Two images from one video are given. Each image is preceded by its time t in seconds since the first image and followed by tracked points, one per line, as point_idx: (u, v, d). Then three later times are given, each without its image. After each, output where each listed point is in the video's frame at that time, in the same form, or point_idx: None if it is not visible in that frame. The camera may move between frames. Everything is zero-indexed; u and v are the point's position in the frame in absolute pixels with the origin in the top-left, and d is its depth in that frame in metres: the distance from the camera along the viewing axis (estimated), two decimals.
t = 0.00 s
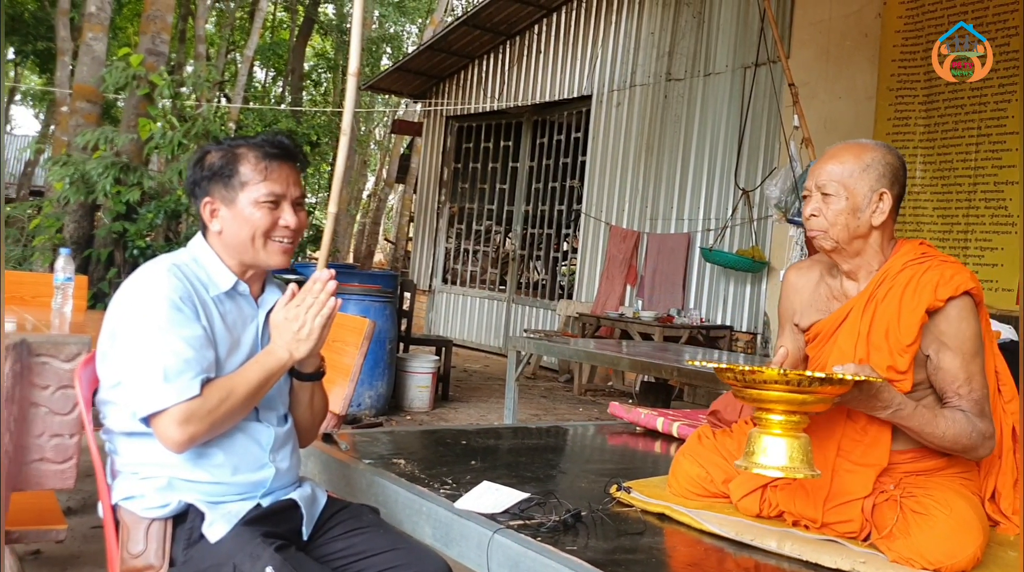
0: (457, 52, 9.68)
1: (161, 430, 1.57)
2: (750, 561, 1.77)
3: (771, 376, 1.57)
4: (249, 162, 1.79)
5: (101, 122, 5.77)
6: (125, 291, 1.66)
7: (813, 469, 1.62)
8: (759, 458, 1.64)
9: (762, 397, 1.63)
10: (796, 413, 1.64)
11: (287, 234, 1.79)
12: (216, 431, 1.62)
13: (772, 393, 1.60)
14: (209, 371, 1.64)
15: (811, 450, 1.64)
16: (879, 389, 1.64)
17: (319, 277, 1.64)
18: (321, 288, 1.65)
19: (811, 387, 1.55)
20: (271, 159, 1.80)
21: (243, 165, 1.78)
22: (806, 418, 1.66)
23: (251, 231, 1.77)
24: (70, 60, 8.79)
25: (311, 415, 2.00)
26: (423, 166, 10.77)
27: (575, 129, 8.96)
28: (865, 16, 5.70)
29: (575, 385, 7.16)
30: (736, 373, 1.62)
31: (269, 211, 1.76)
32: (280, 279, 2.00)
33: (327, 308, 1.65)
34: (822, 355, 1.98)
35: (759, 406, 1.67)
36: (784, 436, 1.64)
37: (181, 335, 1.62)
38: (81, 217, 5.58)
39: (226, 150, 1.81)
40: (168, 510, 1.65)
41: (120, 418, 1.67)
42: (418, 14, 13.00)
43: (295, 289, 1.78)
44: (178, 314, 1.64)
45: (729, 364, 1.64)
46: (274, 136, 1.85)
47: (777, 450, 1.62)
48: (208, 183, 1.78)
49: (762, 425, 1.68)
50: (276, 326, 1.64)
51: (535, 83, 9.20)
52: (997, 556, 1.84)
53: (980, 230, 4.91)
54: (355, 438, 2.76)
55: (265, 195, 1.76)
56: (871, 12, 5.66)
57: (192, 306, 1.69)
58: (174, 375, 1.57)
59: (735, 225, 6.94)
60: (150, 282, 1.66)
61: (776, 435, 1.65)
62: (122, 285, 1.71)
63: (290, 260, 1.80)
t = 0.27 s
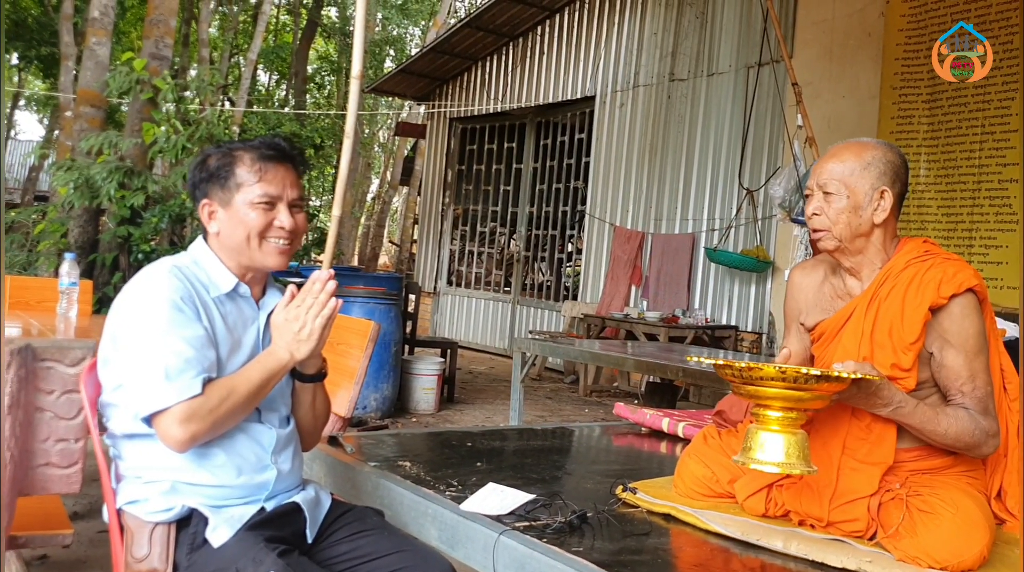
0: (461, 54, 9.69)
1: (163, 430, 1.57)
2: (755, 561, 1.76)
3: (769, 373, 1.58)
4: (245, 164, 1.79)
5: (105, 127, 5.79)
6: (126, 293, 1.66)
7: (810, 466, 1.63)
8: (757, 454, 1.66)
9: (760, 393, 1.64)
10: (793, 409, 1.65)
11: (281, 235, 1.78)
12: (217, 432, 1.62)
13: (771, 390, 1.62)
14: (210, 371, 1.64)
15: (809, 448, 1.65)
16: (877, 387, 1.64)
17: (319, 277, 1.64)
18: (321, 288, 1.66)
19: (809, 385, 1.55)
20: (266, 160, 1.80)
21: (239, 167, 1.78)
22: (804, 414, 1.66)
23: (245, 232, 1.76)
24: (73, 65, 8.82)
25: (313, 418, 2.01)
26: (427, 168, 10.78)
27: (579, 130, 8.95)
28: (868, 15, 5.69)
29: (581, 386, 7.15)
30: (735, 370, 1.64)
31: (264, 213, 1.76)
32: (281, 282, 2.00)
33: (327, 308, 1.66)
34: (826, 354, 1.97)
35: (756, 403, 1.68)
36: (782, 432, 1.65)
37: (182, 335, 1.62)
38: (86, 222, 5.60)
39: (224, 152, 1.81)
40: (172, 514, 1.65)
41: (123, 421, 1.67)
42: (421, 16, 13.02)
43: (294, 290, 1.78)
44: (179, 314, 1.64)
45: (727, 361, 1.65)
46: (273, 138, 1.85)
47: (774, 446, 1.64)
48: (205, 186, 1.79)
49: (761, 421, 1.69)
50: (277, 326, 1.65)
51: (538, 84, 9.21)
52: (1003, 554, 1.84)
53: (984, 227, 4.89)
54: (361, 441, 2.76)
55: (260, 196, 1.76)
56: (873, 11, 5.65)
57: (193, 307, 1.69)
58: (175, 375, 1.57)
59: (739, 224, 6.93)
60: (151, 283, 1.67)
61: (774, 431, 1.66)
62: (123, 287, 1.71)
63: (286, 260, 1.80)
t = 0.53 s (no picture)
0: (460, 55, 9.70)
1: (164, 436, 1.57)
2: (755, 560, 1.76)
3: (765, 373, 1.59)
4: (241, 166, 1.79)
5: (104, 130, 5.80)
6: (130, 297, 1.66)
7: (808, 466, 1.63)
8: (755, 454, 1.65)
9: (758, 394, 1.64)
10: (791, 410, 1.66)
11: (273, 236, 1.77)
12: (218, 439, 1.62)
13: (767, 390, 1.62)
14: (213, 378, 1.64)
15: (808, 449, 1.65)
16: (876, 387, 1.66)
17: (327, 286, 1.64)
18: (328, 296, 1.65)
19: (807, 384, 1.57)
20: (262, 162, 1.80)
21: (235, 170, 1.79)
22: (802, 415, 1.67)
23: (238, 235, 1.77)
24: (72, 68, 8.82)
25: (316, 423, 2.01)
26: (427, 169, 10.78)
27: (579, 130, 8.95)
28: (867, 13, 5.68)
29: (582, 386, 7.15)
30: (733, 370, 1.65)
31: (258, 214, 1.76)
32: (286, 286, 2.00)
33: (334, 317, 1.66)
34: (826, 354, 1.97)
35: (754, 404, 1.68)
36: (780, 433, 1.65)
37: (187, 341, 1.62)
38: (85, 225, 5.61)
39: (223, 156, 1.81)
40: (171, 519, 1.65)
41: (123, 425, 1.68)
42: (421, 18, 13.03)
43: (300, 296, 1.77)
44: (184, 320, 1.64)
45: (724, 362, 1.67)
46: (274, 141, 1.85)
47: (772, 447, 1.63)
48: (207, 192, 1.81)
49: (759, 422, 1.69)
50: (282, 333, 1.65)
51: (538, 85, 9.21)
52: (1002, 552, 1.84)
53: (983, 225, 4.89)
54: (361, 443, 2.76)
55: (252, 199, 1.76)
56: (871, 11, 5.66)
57: (198, 312, 1.69)
58: (177, 382, 1.57)
59: (740, 224, 6.93)
60: (157, 288, 1.67)
61: (771, 432, 1.66)
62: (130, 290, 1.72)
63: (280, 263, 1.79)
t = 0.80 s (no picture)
0: (456, 57, 9.70)
1: (158, 438, 1.57)
2: (749, 559, 1.76)
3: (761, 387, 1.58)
4: (230, 167, 1.78)
5: (98, 132, 5.79)
6: (123, 299, 1.66)
7: (801, 477, 1.65)
8: (750, 465, 1.66)
9: (753, 406, 1.64)
10: (785, 421, 1.65)
11: (262, 237, 1.77)
12: (212, 441, 1.62)
13: (762, 402, 1.62)
14: (206, 380, 1.64)
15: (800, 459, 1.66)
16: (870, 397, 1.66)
17: (320, 285, 1.63)
18: (322, 296, 1.64)
19: (801, 398, 1.57)
20: (249, 162, 1.79)
21: (223, 171, 1.78)
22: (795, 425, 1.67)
23: (227, 237, 1.77)
24: (66, 70, 8.81)
25: (312, 425, 2.00)
26: (423, 170, 10.77)
27: (574, 132, 8.96)
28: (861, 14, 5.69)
29: (579, 387, 7.15)
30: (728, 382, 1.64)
31: (247, 215, 1.76)
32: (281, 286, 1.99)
33: (327, 318, 1.65)
34: (823, 352, 1.97)
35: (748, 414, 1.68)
36: (774, 444, 1.65)
37: (179, 343, 1.62)
38: (79, 227, 5.59)
39: (213, 158, 1.81)
40: (164, 521, 1.65)
41: (117, 427, 1.67)
42: (417, 19, 13.02)
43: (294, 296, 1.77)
44: (177, 322, 1.64)
45: (717, 373, 1.66)
46: (263, 140, 1.84)
47: (766, 458, 1.64)
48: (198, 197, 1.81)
49: (753, 433, 1.69)
50: (277, 334, 1.64)
51: (533, 87, 9.21)
52: (994, 549, 1.84)
53: (976, 225, 4.91)
54: (357, 444, 2.76)
55: (240, 200, 1.76)
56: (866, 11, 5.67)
57: (191, 314, 1.69)
58: (170, 385, 1.57)
59: (735, 225, 6.93)
60: (149, 289, 1.66)
61: (765, 443, 1.66)
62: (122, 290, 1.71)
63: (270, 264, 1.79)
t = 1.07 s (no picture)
0: (448, 56, 9.70)
1: (148, 437, 1.57)
2: (740, 557, 1.77)
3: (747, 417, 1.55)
4: (216, 165, 1.78)
5: (90, 131, 5.77)
6: (110, 299, 1.66)
7: (789, 507, 1.61)
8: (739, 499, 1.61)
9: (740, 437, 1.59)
10: (774, 451, 1.61)
11: (250, 236, 1.77)
12: (203, 439, 1.62)
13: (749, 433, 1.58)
14: (195, 379, 1.64)
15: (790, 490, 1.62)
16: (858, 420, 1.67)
17: (309, 283, 1.63)
18: (310, 294, 1.64)
19: (790, 429, 1.55)
20: (236, 160, 1.79)
21: (209, 170, 1.78)
22: (784, 456, 1.63)
23: (215, 236, 1.77)
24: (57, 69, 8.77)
25: (301, 422, 2.00)
26: (416, 171, 10.76)
27: (567, 132, 8.97)
28: (853, 15, 5.71)
29: (571, 387, 7.17)
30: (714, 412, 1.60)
31: (234, 214, 1.76)
32: (269, 285, 1.99)
33: (316, 316, 1.65)
34: (814, 352, 1.98)
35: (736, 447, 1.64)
36: (763, 475, 1.61)
37: (168, 342, 1.62)
38: (71, 227, 5.57)
39: (199, 157, 1.80)
40: (154, 520, 1.64)
41: (107, 427, 1.66)
42: (410, 19, 13.02)
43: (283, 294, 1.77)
44: (165, 321, 1.64)
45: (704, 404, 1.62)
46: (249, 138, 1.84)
47: (756, 490, 1.60)
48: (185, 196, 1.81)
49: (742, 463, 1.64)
50: (266, 332, 1.64)
51: (526, 87, 9.22)
52: (984, 547, 1.85)
53: (967, 225, 4.93)
54: (349, 443, 2.76)
55: (228, 199, 1.76)
56: (857, 12, 5.69)
57: (179, 312, 1.69)
58: (159, 384, 1.56)
59: (727, 225, 6.95)
60: (136, 288, 1.66)
61: (755, 474, 1.62)
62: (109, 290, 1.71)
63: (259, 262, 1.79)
